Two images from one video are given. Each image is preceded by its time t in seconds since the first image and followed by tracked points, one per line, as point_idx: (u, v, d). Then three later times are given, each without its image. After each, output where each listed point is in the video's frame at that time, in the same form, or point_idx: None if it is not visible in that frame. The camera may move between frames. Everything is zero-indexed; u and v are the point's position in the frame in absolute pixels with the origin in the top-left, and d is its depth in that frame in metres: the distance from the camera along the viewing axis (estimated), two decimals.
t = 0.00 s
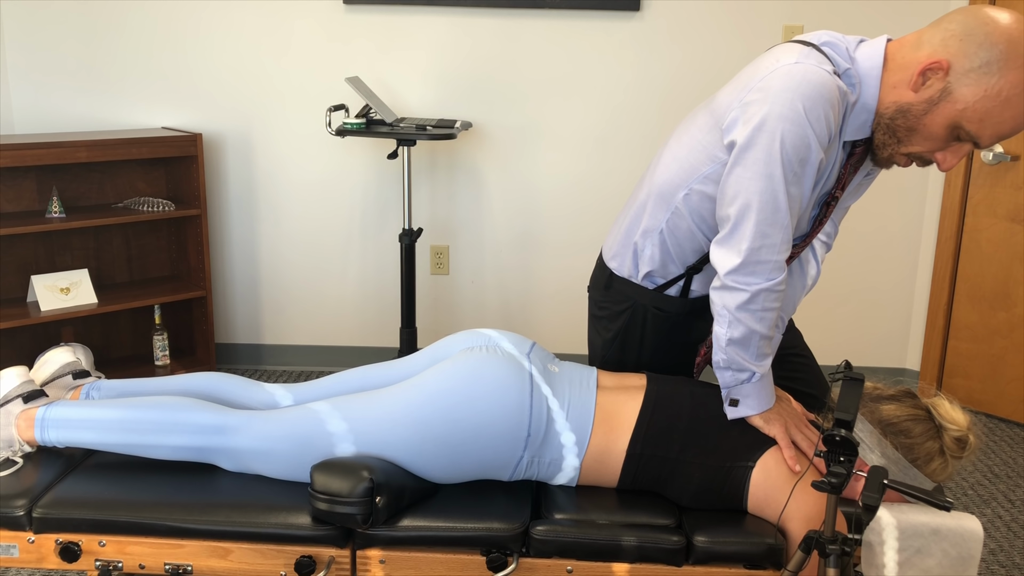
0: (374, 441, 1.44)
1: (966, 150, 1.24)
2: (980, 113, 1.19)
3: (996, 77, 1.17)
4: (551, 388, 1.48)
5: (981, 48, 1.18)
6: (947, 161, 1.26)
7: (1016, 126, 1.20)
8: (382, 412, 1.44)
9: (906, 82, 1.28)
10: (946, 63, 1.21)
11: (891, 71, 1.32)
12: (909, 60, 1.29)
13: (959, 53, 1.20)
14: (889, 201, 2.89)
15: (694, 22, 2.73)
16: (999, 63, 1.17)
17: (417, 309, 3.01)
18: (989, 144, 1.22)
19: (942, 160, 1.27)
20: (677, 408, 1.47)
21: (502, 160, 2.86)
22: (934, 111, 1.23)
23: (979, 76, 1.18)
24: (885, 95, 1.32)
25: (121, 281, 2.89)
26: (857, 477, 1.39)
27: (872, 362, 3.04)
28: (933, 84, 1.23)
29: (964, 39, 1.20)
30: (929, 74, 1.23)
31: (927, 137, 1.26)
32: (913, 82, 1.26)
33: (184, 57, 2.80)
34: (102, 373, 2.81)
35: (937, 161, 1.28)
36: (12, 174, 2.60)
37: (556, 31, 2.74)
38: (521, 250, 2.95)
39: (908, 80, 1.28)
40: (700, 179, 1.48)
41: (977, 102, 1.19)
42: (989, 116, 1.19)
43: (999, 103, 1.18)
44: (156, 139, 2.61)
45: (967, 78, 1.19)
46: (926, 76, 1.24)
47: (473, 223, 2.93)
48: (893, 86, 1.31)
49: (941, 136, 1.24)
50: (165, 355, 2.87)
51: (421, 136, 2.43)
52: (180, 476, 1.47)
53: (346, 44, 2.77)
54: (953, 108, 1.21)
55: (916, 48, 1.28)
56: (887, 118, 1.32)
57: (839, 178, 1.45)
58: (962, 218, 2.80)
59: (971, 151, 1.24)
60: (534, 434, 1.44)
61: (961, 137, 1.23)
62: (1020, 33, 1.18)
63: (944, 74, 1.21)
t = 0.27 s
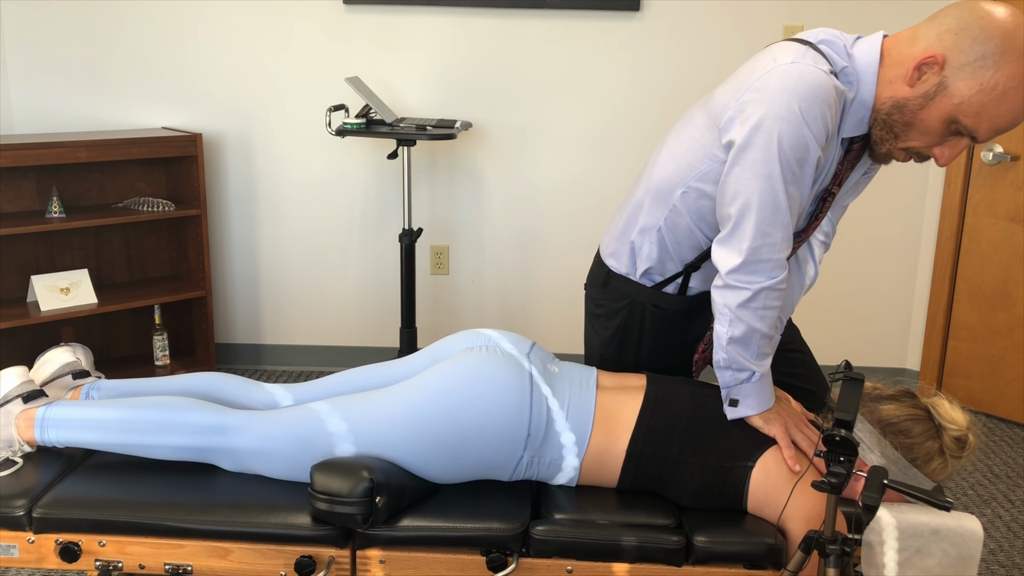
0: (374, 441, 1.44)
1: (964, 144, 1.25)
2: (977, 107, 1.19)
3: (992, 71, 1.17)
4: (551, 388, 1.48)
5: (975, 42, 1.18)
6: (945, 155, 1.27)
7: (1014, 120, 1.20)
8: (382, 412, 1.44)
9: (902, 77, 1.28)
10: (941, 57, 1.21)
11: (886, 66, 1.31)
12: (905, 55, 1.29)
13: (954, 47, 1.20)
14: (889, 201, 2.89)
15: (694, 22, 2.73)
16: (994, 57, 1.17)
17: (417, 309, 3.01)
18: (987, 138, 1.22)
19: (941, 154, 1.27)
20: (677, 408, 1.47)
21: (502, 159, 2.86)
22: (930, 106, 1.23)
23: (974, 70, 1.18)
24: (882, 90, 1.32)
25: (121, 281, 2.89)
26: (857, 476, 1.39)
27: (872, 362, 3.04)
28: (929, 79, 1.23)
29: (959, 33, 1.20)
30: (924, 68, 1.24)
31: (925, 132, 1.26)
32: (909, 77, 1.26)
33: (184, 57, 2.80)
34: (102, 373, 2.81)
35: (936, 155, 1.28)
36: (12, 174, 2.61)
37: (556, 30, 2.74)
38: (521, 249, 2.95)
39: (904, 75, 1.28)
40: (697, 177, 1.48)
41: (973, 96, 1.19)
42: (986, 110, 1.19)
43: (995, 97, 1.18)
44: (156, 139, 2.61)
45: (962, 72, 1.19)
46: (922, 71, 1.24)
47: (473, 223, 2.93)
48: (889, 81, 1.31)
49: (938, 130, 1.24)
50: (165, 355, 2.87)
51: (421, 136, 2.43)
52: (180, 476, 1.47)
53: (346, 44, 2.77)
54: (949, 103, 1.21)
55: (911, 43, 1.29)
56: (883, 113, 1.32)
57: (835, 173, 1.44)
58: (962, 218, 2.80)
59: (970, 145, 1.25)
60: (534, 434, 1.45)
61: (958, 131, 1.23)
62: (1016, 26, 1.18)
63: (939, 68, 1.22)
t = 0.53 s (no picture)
0: (374, 441, 1.44)
1: (967, 140, 1.25)
2: (979, 103, 1.19)
3: (995, 65, 1.17)
4: (551, 388, 1.48)
5: (977, 37, 1.18)
6: (949, 151, 1.27)
7: (1017, 115, 1.19)
8: (382, 411, 1.44)
9: (904, 73, 1.28)
10: (943, 52, 1.21)
11: (888, 62, 1.32)
12: (906, 50, 1.29)
13: (956, 42, 1.20)
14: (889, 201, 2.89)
15: (694, 22, 2.73)
16: (997, 51, 1.17)
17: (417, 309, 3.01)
18: (990, 134, 1.22)
19: (944, 150, 1.28)
20: (676, 408, 1.47)
21: (502, 159, 2.87)
22: (932, 102, 1.24)
23: (977, 65, 1.18)
24: (883, 86, 1.32)
25: (121, 281, 2.89)
26: (856, 476, 1.39)
27: (872, 363, 3.04)
28: (931, 74, 1.23)
29: (961, 28, 1.20)
30: (926, 63, 1.24)
31: (927, 128, 1.26)
32: (911, 73, 1.26)
33: (184, 57, 2.80)
34: (102, 373, 2.81)
35: (939, 152, 1.29)
36: (12, 174, 2.60)
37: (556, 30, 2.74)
38: (521, 249, 2.95)
39: (906, 71, 1.28)
40: (694, 174, 1.48)
41: (975, 92, 1.19)
42: (988, 105, 1.19)
43: (997, 92, 1.18)
44: (156, 139, 2.61)
45: (964, 68, 1.19)
46: (923, 67, 1.24)
47: (473, 223, 2.93)
48: (890, 76, 1.31)
49: (941, 126, 1.25)
50: (165, 355, 2.87)
51: (421, 136, 2.43)
52: (180, 476, 1.47)
53: (346, 44, 2.77)
54: (952, 98, 1.21)
55: (912, 38, 1.29)
56: (885, 110, 1.32)
57: (834, 168, 1.45)
58: (962, 218, 2.80)
59: (973, 141, 1.25)
60: (534, 434, 1.45)
61: (961, 127, 1.24)
62: (1019, 20, 1.16)
63: (941, 64, 1.22)
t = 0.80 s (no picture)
0: (373, 440, 1.44)
1: (965, 156, 1.25)
2: (977, 120, 1.19)
3: (992, 82, 1.18)
4: (551, 388, 1.48)
5: (974, 54, 1.19)
6: (947, 167, 1.26)
7: (1015, 131, 1.20)
8: (382, 411, 1.44)
9: (899, 90, 1.28)
10: (940, 69, 1.21)
11: (884, 77, 1.31)
12: (902, 66, 1.28)
13: (953, 60, 1.20)
14: (889, 202, 2.89)
15: (693, 22, 2.73)
16: (994, 69, 1.17)
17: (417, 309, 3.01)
18: (987, 150, 1.22)
19: (941, 167, 1.27)
20: (677, 409, 1.47)
21: (502, 159, 2.86)
22: (929, 119, 1.23)
23: (974, 83, 1.18)
24: (878, 103, 1.31)
25: (121, 281, 2.89)
26: (856, 476, 1.39)
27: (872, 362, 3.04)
28: (927, 92, 1.23)
29: (958, 45, 1.20)
30: (922, 81, 1.23)
31: (924, 144, 1.26)
32: (907, 90, 1.26)
33: (184, 57, 2.80)
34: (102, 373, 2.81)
35: (936, 168, 1.28)
36: (12, 174, 2.61)
37: (556, 31, 2.74)
38: (521, 249, 2.95)
39: (902, 87, 1.28)
40: (689, 189, 1.48)
41: (973, 109, 1.19)
42: (986, 122, 1.19)
43: (995, 109, 1.18)
44: (156, 139, 2.61)
45: (961, 85, 1.19)
46: (920, 83, 1.24)
47: (473, 223, 2.93)
48: (886, 93, 1.30)
49: (938, 143, 1.24)
50: (165, 355, 2.87)
51: (421, 136, 2.43)
52: (180, 476, 1.47)
53: (346, 44, 2.77)
54: (950, 115, 1.21)
55: (907, 54, 1.28)
56: (882, 126, 1.31)
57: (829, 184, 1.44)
58: (962, 218, 2.80)
59: (970, 157, 1.24)
60: (534, 433, 1.45)
61: (959, 144, 1.23)
62: (1016, 36, 1.18)
63: (938, 81, 1.21)
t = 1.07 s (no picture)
0: (373, 440, 1.44)
1: (983, 146, 1.25)
2: (995, 109, 1.19)
3: (1010, 71, 1.17)
4: (551, 388, 1.48)
5: (992, 43, 1.18)
6: (964, 158, 1.26)
7: None
8: (382, 411, 1.44)
9: (918, 81, 1.28)
10: (958, 59, 1.21)
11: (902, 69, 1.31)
12: (920, 57, 1.29)
13: (970, 50, 1.20)
14: (889, 202, 2.89)
15: (693, 22, 2.73)
16: (1011, 57, 1.17)
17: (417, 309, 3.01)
18: (1006, 138, 1.22)
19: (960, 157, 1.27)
20: (676, 409, 1.48)
21: (502, 159, 2.86)
22: (948, 108, 1.23)
23: (992, 71, 1.19)
24: (897, 94, 1.31)
25: (121, 281, 2.89)
26: (856, 476, 1.39)
27: (872, 362, 3.04)
28: (946, 81, 1.23)
29: (974, 35, 1.20)
30: (940, 71, 1.24)
31: (942, 135, 1.26)
32: (926, 80, 1.26)
33: (184, 57, 2.80)
34: (102, 373, 2.81)
35: (955, 158, 1.28)
36: (12, 174, 2.61)
37: (556, 31, 2.74)
38: (521, 249, 2.95)
39: (920, 78, 1.28)
40: (704, 181, 1.48)
41: (991, 98, 1.19)
42: (1004, 111, 1.19)
43: (1013, 97, 1.18)
44: (156, 139, 2.61)
45: (979, 74, 1.19)
46: (938, 74, 1.24)
47: (473, 223, 2.93)
48: (904, 84, 1.30)
49: (956, 132, 1.24)
50: (165, 355, 2.87)
51: (421, 136, 2.43)
52: (180, 476, 1.47)
53: (345, 44, 2.77)
54: (967, 104, 1.21)
55: (926, 45, 1.29)
56: (900, 117, 1.32)
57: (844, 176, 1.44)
58: (962, 218, 2.80)
59: (989, 147, 1.24)
60: (534, 434, 1.45)
61: (977, 133, 1.23)
62: None
63: (956, 70, 1.22)
